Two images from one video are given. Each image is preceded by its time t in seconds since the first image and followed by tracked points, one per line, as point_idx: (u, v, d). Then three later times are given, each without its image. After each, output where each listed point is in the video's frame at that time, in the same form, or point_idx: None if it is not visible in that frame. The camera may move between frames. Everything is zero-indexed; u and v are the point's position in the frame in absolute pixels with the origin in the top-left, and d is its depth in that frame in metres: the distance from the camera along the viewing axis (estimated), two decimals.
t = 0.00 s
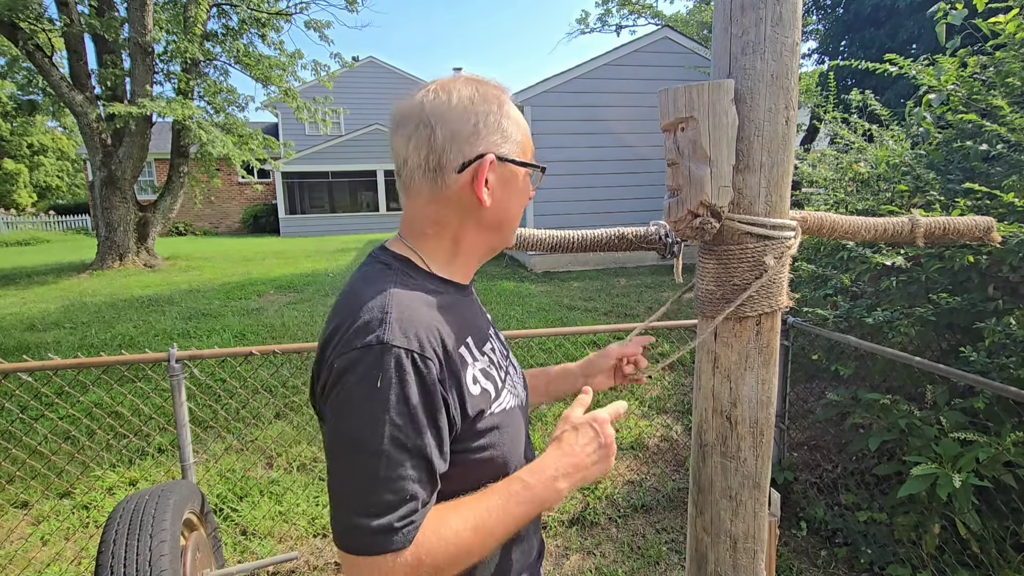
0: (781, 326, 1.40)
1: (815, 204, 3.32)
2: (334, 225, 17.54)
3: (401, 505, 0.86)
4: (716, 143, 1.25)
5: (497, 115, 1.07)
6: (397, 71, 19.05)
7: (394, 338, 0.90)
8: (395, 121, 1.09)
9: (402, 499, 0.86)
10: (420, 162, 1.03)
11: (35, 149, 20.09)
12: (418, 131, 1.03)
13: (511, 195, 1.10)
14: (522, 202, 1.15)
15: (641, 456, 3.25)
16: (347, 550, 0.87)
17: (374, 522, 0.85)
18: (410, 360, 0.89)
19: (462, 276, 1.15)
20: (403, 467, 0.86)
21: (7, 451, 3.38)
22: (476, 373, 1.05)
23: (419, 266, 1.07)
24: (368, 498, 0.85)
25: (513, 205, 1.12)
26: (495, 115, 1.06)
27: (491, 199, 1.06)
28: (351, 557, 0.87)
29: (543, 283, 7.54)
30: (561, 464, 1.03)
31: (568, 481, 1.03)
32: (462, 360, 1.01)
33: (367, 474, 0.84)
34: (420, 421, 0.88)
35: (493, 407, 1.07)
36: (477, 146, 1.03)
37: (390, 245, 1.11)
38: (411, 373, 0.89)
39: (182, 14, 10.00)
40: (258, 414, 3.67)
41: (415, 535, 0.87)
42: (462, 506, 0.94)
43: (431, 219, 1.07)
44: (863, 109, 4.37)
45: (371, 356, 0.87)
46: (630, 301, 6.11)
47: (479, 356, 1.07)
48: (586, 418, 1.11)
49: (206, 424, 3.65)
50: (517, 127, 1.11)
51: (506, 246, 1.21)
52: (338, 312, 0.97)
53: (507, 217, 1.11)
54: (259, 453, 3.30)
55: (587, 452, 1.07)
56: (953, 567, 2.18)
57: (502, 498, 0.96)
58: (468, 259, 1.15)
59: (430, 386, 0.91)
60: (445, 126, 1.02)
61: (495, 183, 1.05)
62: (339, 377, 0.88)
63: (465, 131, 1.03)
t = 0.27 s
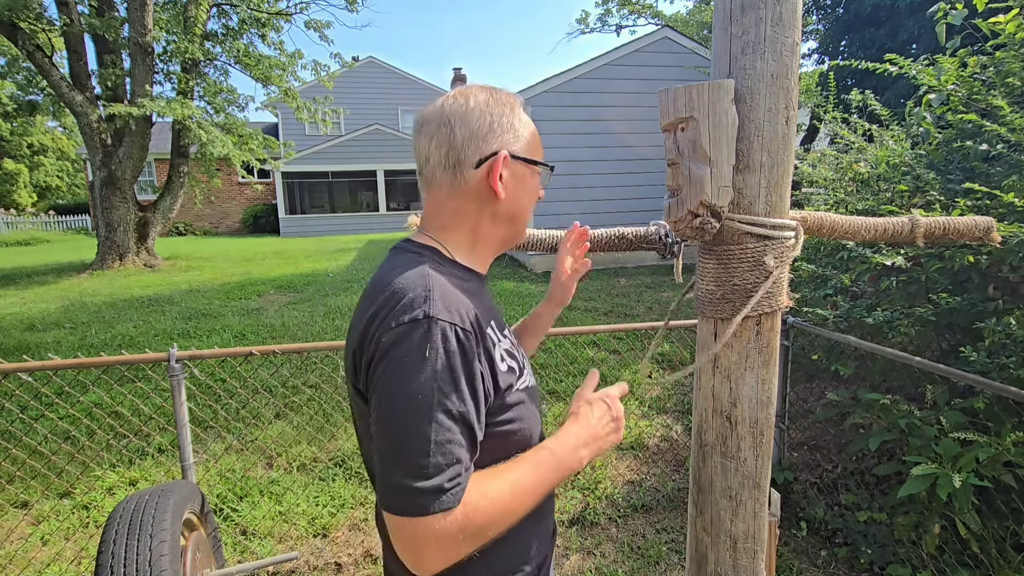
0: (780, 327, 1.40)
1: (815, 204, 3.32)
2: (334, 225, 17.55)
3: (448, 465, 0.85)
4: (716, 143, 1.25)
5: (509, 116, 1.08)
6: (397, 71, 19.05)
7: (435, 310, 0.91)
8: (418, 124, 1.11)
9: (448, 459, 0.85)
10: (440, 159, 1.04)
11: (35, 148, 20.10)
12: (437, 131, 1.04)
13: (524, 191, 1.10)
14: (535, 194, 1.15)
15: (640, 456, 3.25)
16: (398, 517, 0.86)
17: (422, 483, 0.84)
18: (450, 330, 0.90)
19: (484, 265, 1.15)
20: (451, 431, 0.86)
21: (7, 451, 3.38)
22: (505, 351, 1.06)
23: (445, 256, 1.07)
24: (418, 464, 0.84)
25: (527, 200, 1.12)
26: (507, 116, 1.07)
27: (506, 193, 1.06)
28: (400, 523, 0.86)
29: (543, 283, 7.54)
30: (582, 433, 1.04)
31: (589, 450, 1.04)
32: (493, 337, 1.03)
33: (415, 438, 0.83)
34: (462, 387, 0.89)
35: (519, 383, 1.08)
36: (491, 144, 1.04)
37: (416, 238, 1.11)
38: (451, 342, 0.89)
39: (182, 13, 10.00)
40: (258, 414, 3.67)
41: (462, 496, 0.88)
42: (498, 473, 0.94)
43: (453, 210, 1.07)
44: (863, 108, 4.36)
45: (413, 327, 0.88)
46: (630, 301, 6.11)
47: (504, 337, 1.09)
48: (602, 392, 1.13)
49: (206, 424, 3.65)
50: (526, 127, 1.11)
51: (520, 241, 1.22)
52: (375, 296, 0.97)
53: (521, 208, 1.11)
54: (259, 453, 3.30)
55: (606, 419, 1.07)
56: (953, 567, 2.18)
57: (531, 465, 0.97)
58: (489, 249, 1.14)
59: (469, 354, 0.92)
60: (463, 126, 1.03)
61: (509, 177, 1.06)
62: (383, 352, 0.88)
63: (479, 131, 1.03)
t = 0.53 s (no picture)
0: (780, 327, 1.40)
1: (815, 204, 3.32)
2: (334, 225, 17.55)
3: (526, 438, 0.92)
4: (716, 143, 1.25)
5: (529, 119, 1.10)
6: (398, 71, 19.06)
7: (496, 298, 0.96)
8: (441, 127, 1.12)
9: (525, 433, 0.92)
10: (465, 159, 1.05)
11: (35, 148, 20.11)
12: (463, 133, 1.05)
13: (541, 192, 1.12)
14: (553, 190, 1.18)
15: (641, 456, 3.25)
16: (486, 492, 0.91)
17: (508, 457, 0.90)
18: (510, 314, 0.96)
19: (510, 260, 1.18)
20: (526, 407, 0.93)
21: (7, 451, 3.39)
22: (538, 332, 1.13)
23: (475, 249, 1.07)
24: (503, 440, 0.89)
25: (546, 196, 1.15)
26: (528, 119, 1.10)
27: (525, 192, 1.09)
28: (486, 499, 0.91)
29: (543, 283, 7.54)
30: (604, 403, 1.18)
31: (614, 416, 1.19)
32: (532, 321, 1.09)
33: (497, 417, 0.89)
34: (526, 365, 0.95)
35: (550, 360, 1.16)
36: (513, 145, 1.05)
37: (441, 234, 1.10)
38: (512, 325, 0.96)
39: (182, 13, 10.00)
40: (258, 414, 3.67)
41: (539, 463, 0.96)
42: (555, 444, 1.06)
43: (481, 207, 1.08)
44: (863, 109, 4.36)
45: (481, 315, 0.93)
46: (630, 301, 6.11)
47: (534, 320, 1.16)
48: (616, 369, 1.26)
49: (206, 424, 3.65)
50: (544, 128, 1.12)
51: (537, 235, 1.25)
52: (426, 290, 0.99)
53: (542, 203, 1.14)
54: (259, 453, 3.30)
55: (623, 385, 1.22)
56: (953, 567, 2.18)
57: (577, 435, 1.10)
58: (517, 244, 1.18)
59: (526, 335, 0.99)
60: (488, 129, 1.04)
61: (534, 175, 1.08)
62: (453, 343, 0.92)
63: (503, 133, 1.04)
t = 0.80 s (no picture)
0: (780, 327, 1.40)
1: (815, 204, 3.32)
2: (334, 225, 17.56)
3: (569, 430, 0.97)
4: (716, 143, 1.25)
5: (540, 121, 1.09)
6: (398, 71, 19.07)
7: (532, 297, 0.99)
8: (450, 127, 1.09)
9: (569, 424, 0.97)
10: (479, 162, 1.04)
11: (35, 148, 20.11)
12: (476, 136, 1.04)
13: (552, 193, 1.13)
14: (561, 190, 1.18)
15: (641, 456, 3.24)
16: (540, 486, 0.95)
17: (560, 450, 0.94)
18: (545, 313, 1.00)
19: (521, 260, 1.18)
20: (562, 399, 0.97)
21: (7, 451, 3.39)
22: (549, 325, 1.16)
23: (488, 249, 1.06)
24: (555, 434, 0.94)
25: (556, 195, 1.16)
26: (540, 123, 1.09)
27: (540, 194, 1.09)
28: (535, 493, 0.96)
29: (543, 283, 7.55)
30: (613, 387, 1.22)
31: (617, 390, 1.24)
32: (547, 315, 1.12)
33: (544, 413, 0.93)
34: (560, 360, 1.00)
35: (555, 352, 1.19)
36: (527, 149, 1.05)
37: (452, 235, 1.08)
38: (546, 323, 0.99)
39: (182, 13, 10.01)
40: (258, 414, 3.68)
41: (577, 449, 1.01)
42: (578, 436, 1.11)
43: (497, 208, 1.07)
44: (863, 109, 4.36)
45: (525, 315, 0.96)
46: (630, 301, 6.11)
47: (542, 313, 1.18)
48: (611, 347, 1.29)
49: (206, 424, 3.65)
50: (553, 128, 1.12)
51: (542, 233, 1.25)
52: (458, 291, 0.98)
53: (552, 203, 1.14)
54: (259, 453, 3.30)
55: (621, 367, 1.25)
56: (953, 567, 2.18)
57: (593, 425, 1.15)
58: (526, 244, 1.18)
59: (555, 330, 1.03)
60: (506, 129, 1.03)
61: (546, 177, 1.09)
62: (499, 344, 0.93)
63: (517, 139, 1.04)
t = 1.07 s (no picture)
0: (780, 326, 1.40)
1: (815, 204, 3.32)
2: (334, 225, 17.56)
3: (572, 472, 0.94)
4: (716, 143, 1.25)
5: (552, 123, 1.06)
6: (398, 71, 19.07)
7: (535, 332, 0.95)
8: (455, 126, 1.04)
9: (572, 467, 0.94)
10: (486, 167, 1.00)
11: (35, 148, 20.12)
12: (485, 134, 0.99)
13: (557, 205, 1.10)
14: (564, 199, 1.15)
15: (640, 456, 3.25)
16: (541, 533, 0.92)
17: (561, 496, 0.91)
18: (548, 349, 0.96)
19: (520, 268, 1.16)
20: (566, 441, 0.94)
21: (7, 451, 3.39)
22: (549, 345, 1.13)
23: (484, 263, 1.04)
24: (557, 481, 0.91)
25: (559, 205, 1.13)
26: (553, 126, 1.05)
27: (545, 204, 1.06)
28: (534, 537, 0.93)
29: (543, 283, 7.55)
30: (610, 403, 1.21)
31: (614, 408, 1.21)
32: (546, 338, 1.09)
33: (548, 459, 0.90)
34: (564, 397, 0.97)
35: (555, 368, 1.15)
36: (538, 155, 1.02)
37: (448, 249, 1.05)
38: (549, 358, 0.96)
39: (182, 14, 10.02)
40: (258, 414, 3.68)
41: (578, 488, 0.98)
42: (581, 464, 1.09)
43: (498, 219, 1.03)
44: (863, 109, 4.37)
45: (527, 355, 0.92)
46: (630, 301, 6.11)
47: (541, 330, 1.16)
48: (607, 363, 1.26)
49: (206, 424, 3.65)
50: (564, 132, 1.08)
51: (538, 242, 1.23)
52: (455, 325, 0.94)
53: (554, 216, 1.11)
54: (259, 453, 3.30)
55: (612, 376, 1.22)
56: (953, 567, 2.18)
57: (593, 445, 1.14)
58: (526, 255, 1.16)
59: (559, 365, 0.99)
60: (516, 136, 0.99)
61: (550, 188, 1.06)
62: (500, 385, 0.90)
63: (530, 140, 1.00)
